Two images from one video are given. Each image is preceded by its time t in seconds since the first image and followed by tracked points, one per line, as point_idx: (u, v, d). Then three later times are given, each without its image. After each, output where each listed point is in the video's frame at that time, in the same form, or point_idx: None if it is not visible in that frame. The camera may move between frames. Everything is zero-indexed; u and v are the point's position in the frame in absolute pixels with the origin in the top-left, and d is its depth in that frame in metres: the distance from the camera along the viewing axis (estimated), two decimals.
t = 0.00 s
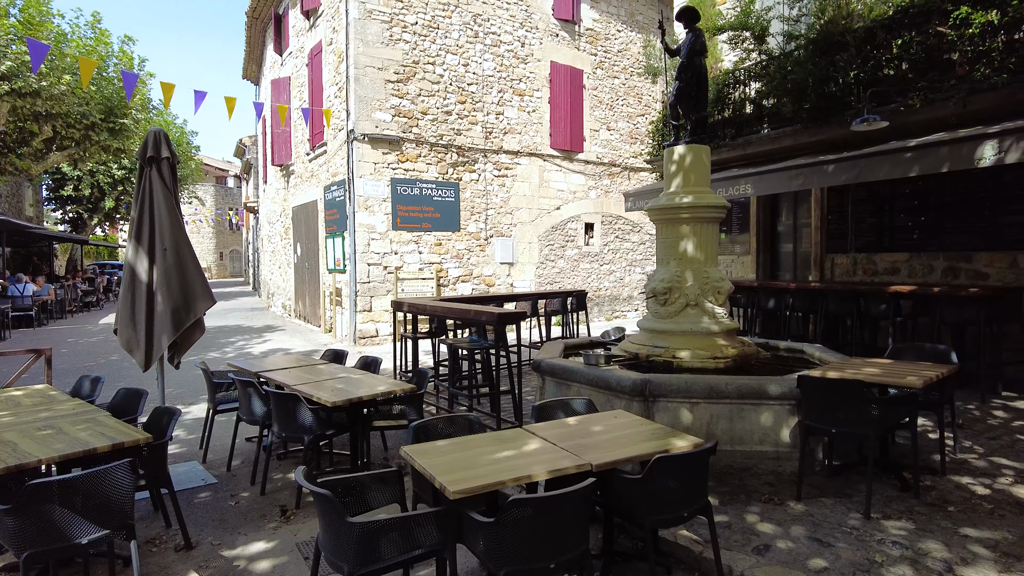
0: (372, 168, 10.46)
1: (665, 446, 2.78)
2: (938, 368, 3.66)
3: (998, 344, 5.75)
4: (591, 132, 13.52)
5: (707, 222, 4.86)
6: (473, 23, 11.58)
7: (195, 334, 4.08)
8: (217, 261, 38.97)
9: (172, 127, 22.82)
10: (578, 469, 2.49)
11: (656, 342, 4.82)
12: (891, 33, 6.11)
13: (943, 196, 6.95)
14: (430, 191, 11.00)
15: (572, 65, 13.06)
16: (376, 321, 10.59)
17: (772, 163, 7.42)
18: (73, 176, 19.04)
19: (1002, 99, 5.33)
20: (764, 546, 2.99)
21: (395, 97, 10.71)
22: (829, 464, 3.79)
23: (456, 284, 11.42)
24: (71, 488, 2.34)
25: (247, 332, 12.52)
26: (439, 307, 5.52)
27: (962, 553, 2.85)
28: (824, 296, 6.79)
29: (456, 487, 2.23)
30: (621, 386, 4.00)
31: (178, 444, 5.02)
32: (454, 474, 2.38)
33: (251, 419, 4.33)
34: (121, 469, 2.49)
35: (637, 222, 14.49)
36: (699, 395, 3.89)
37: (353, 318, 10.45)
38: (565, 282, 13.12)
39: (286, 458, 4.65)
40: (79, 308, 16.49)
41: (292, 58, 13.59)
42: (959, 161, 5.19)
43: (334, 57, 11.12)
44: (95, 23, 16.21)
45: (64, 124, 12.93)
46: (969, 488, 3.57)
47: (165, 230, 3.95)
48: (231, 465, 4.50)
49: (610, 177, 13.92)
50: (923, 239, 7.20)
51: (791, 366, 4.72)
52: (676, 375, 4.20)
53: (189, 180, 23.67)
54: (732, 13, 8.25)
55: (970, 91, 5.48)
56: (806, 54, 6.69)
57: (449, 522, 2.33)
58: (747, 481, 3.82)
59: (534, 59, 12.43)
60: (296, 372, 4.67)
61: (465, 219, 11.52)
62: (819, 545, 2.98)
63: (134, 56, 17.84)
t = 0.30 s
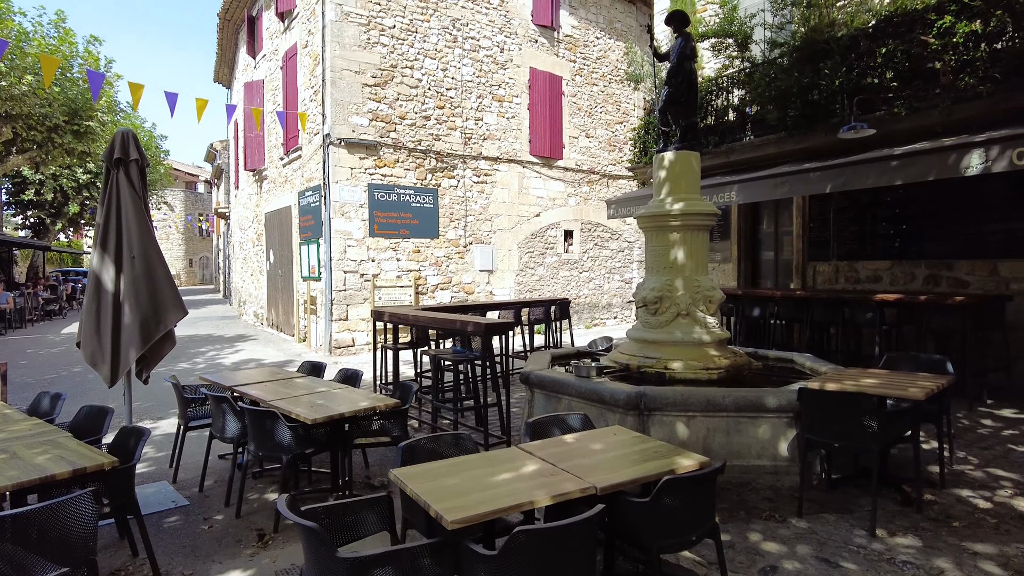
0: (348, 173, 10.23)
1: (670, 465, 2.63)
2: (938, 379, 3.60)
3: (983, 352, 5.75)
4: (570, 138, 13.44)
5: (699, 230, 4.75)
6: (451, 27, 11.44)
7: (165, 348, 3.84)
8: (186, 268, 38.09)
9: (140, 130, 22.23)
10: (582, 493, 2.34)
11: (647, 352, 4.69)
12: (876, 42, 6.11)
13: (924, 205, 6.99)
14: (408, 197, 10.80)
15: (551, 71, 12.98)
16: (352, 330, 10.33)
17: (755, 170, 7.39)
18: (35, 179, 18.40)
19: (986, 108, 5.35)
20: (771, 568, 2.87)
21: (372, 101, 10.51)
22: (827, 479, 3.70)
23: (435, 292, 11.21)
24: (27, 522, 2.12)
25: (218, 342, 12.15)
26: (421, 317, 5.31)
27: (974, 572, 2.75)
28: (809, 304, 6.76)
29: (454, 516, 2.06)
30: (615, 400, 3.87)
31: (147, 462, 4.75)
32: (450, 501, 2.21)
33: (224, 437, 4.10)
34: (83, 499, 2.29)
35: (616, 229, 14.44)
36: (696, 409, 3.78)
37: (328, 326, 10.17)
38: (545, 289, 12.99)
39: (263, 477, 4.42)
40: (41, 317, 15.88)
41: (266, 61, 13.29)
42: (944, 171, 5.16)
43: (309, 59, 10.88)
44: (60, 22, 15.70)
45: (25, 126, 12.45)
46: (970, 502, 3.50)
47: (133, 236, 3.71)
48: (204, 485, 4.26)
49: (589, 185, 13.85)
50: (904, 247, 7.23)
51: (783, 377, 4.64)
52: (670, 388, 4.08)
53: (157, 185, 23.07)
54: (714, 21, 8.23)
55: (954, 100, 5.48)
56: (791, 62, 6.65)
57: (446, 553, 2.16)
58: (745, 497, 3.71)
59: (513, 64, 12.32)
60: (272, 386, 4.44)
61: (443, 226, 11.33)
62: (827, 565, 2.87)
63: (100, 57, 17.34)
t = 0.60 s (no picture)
0: (325, 181, 9.98)
1: (678, 493, 2.48)
2: (941, 395, 3.52)
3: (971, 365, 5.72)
4: (550, 149, 13.33)
5: (691, 242, 4.63)
6: (431, 35, 11.29)
7: (131, 366, 3.60)
8: (155, 278, 37.17)
9: (108, 136, 21.64)
10: (588, 527, 2.16)
11: (639, 368, 4.53)
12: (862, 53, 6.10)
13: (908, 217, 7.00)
14: (386, 206, 10.58)
15: (531, 81, 12.89)
16: (328, 343, 10.04)
17: (740, 182, 7.34)
18: None
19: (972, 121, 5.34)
20: None
21: (349, 108, 10.29)
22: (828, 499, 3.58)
23: (413, 303, 10.98)
24: None
25: (188, 355, 11.74)
26: (403, 332, 5.09)
27: None
28: (795, 316, 6.70)
29: (452, 557, 1.87)
30: (610, 419, 3.70)
31: (110, 487, 4.45)
32: (445, 539, 2.02)
33: (195, 461, 3.85)
34: (32, 543, 2.05)
35: (596, 240, 14.35)
36: (694, 428, 3.64)
37: (304, 339, 9.87)
38: (525, 300, 12.83)
39: (236, 503, 4.16)
40: None
41: (240, 67, 13.00)
42: (934, 183, 5.12)
43: (285, 66, 10.64)
44: (23, 24, 15.20)
45: None
46: (975, 522, 3.41)
47: (97, 247, 3.47)
48: (172, 513, 3.99)
49: (570, 195, 13.76)
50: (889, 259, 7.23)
51: (777, 393, 4.53)
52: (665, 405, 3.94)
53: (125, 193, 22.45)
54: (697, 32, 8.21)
55: (941, 112, 5.47)
56: (777, 73, 6.60)
57: None
58: (745, 519, 3.57)
59: (493, 74, 12.20)
60: (246, 406, 4.20)
61: (423, 236, 11.13)
62: None
63: (66, 61, 16.83)
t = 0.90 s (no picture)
0: (300, 190, 9.71)
1: (684, 520, 2.29)
2: (944, 409, 3.40)
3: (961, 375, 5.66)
4: (530, 158, 13.19)
5: (681, 251, 4.47)
6: (409, 42, 11.12)
7: (87, 385, 3.31)
8: (124, 289, 36.23)
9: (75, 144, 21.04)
10: (590, 561, 1.97)
11: (629, 382, 4.35)
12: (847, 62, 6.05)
13: (892, 227, 7.01)
14: (363, 215, 10.32)
15: (510, 90, 12.76)
16: (302, 356, 9.71)
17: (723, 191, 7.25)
18: None
19: (960, 129, 5.30)
20: None
21: (325, 115, 10.05)
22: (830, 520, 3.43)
23: (391, 314, 10.71)
24: None
25: (156, 369, 11.32)
26: (381, 345, 4.85)
27: None
28: (782, 327, 6.61)
29: None
30: (602, 437, 3.51)
31: (64, 515, 4.13)
32: None
33: (157, 486, 3.55)
34: None
35: (576, 250, 14.22)
36: (690, 446, 3.47)
37: (277, 352, 9.54)
38: (505, 311, 12.63)
39: (202, 530, 3.88)
40: None
41: (213, 73, 12.68)
42: (923, 192, 5.06)
43: (259, 71, 10.38)
44: None
45: None
46: (981, 541, 3.28)
47: (48, 255, 3.18)
48: (131, 542, 3.69)
49: (550, 205, 13.63)
50: (873, 269, 7.21)
51: (771, 407, 4.38)
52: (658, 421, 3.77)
53: (94, 202, 21.83)
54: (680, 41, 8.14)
55: (929, 121, 5.43)
56: (762, 81, 6.52)
57: None
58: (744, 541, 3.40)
59: (472, 82, 12.04)
60: (213, 425, 3.92)
61: (400, 246, 10.88)
62: None
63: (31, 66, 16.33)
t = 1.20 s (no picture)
0: (277, 203, 9.43)
1: (698, 563, 2.07)
2: (956, 431, 3.24)
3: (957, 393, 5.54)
4: (513, 172, 13.02)
5: (676, 267, 4.30)
6: (390, 54, 10.94)
7: (40, 415, 2.77)
8: (96, 305, 35.32)
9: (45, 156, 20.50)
10: None
11: (624, 405, 4.15)
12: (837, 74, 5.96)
13: (882, 242, 6.96)
14: (343, 229, 10.06)
15: (493, 103, 12.61)
16: (278, 375, 9.36)
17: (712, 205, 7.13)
18: None
19: (953, 143, 5.23)
20: None
21: (304, 127, 9.80)
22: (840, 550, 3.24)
23: (371, 330, 10.43)
24: None
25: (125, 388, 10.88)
26: (360, 366, 4.58)
27: None
28: (774, 344, 6.47)
29: None
30: (599, 465, 3.29)
31: (14, 553, 3.80)
32: None
33: (115, 523, 3.24)
34: None
35: (560, 265, 14.05)
36: (692, 473, 3.26)
37: (252, 371, 9.19)
38: (488, 327, 12.39)
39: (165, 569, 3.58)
40: None
41: (189, 84, 12.38)
42: (918, 207, 4.94)
43: (236, 82, 10.11)
44: None
45: None
46: (999, 572, 3.11)
47: None
48: None
49: (533, 220, 13.46)
50: (863, 284, 7.13)
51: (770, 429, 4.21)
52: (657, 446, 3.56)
53: (64, 215, 21.25)
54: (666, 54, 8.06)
55: (922, 135, 5.35)
56: (751, 93, 6.43)
57: None
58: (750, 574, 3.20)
59: (454, 95, 11.88)
60: (179, 453, 3.62)
61: (381, 260, 10.63)
62: None
63: None
